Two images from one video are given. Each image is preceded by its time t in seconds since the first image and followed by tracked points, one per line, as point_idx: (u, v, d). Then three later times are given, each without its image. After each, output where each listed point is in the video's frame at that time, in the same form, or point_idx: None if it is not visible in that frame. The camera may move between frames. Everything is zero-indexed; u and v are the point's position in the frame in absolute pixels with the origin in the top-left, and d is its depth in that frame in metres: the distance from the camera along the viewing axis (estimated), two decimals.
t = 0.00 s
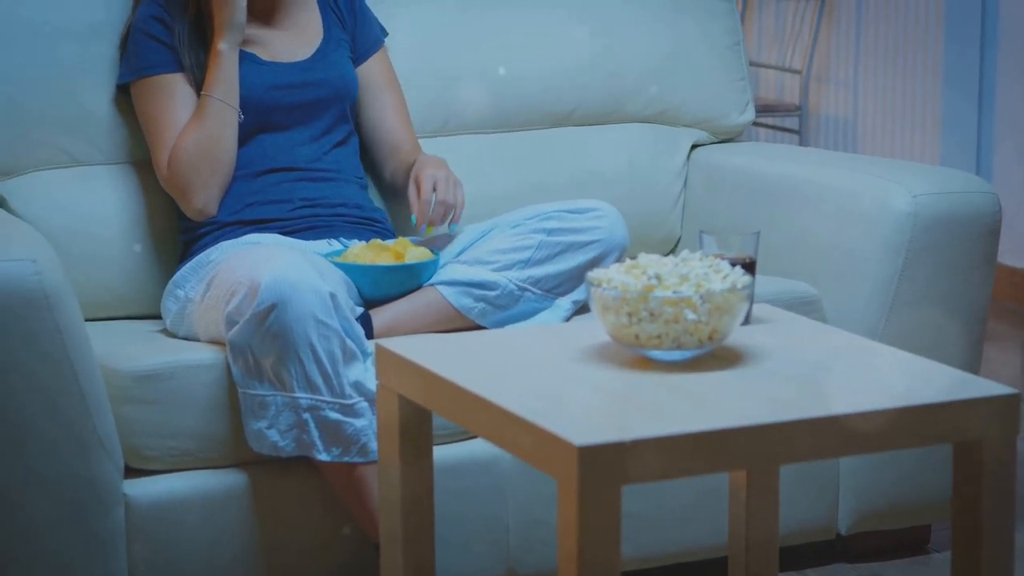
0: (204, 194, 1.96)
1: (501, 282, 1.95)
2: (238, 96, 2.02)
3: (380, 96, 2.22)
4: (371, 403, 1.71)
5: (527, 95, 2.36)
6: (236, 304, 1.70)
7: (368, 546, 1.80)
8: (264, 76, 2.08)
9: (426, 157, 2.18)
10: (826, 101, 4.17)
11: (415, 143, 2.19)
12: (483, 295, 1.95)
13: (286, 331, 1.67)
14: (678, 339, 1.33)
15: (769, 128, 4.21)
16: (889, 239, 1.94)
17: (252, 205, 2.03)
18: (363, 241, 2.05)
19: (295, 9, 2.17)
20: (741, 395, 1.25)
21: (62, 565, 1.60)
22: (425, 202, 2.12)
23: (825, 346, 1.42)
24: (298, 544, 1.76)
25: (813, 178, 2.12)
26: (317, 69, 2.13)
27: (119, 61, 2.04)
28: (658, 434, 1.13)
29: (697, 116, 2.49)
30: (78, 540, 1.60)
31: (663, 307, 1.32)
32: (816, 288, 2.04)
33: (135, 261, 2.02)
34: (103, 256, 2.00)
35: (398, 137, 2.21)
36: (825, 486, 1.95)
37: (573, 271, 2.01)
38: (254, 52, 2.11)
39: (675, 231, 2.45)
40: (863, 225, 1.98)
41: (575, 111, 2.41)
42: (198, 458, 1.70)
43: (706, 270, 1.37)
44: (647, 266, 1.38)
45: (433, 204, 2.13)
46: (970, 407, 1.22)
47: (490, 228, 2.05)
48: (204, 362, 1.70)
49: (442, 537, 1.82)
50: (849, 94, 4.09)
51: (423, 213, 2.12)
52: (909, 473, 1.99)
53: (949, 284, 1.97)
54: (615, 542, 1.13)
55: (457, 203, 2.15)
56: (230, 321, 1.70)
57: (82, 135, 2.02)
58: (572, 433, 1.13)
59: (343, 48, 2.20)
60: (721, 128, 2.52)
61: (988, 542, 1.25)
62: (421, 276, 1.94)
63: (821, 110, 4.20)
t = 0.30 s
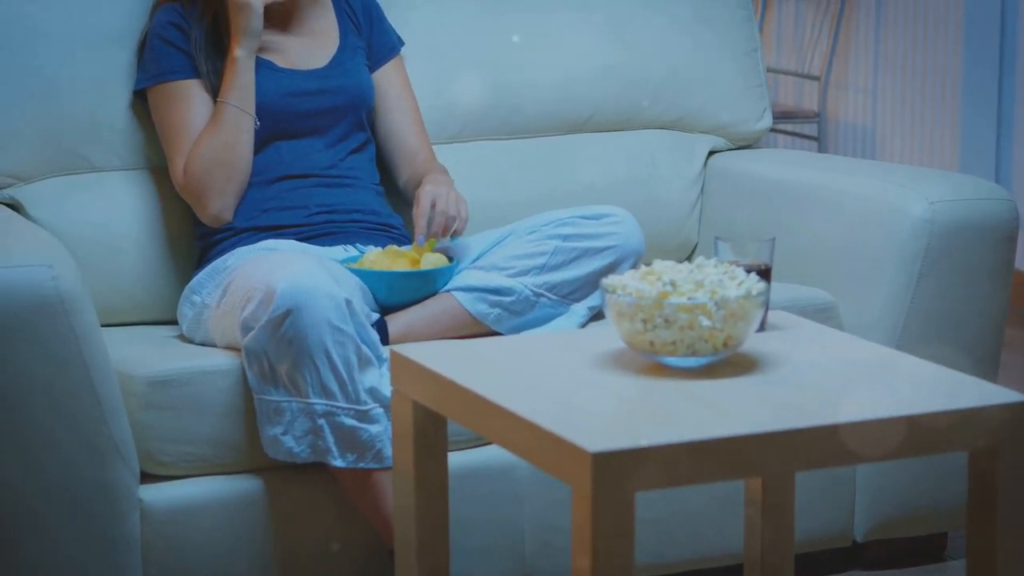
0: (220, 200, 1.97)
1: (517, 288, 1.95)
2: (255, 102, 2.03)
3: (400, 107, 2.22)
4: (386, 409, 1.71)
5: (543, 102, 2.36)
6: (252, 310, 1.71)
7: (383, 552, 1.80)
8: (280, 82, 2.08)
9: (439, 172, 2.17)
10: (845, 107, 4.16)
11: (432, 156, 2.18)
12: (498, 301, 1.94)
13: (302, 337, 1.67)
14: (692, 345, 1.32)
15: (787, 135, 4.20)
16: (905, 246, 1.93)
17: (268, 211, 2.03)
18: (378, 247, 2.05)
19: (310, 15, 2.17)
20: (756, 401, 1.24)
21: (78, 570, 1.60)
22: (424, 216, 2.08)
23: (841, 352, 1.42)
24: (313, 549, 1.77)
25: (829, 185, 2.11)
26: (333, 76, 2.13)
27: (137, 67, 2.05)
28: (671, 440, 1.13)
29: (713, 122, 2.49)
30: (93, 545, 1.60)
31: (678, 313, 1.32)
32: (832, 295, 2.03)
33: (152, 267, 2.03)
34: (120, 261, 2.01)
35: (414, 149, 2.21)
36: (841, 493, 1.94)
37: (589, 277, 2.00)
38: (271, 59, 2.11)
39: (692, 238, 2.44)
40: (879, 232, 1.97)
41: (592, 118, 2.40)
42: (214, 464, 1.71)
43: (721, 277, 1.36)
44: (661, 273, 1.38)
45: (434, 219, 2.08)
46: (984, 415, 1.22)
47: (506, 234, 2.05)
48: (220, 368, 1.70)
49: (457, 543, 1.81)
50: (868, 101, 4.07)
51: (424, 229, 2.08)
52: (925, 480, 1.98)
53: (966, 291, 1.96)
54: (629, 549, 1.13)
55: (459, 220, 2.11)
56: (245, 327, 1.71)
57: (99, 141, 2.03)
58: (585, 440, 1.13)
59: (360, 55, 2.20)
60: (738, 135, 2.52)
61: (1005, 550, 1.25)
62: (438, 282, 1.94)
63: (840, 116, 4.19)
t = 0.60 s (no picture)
0: (236, 205, 1.98)
1: (532, 294, 1.95)
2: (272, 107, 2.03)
3: (415, 114, 2.23)
4: (401, 414, 1.71)
5: (559, 108, 2.36)
6: (267, 315, 1.71)
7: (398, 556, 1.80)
8: (297, 88, 2.09)
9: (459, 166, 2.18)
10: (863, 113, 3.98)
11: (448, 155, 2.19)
12: (514, 306, 1.94)
13: (317, 342, 1.67)
14: (707, 352, 1.32)
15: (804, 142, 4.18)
16: (920, 253, 1.92)
17: (285, 216, 2.04)
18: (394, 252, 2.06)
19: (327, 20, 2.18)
20: (770, 408, 1.24)
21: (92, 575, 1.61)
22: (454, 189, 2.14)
23: (855, 359, 1.41)
24: (328, 553, 1.77)
25: (845, 192, 2.10)
26: (350, 82, 2.14)
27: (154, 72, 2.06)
28: (684, 446, 1.13)
29: (729, 129, 2.49)
30: (108, 550, 1.61)
31: (692, 319, 1.32)
32: (848, 301, 2.03)
33: (168, 272, 2.04)
34: (137, 266, 2.01)
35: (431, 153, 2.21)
36: (857, 499, 1.94)
37: (604, 283, 2.00)
38: (288, 64, 2.12)
39: (708, 244, 2.44)
40: (894, 239, 1.97)
41: (608, 124, 2.40)
42: (229, 468, 1.71)
43: (736, 283, 1.36)
44: (676, 279, 1.37)
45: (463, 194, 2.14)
46: (999, 422, 1.22)
47: (521, 239, 2.05)
48: (235, 373, 1.70)
49: (472, 548, 1.81)
50: (885, 104, 3.90)
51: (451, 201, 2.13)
52: (940, 487, 1.97)
53: (981, 298, 1.95)
54: (641, 555, 1.12)
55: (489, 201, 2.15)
56: (261, 332, 1.71)
57: (116, 146, 2.04)
58: (598, 446, 1.12)
59: (377, 61, 2.21)
60: (754, 141, 2.52)
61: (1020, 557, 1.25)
62: (453, 288, 1.95)
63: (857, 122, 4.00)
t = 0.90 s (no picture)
0: (254, 211, 1.98)
1: (548, 300, 1.95)
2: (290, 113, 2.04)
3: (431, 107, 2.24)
4: (417, 420, 1.71)
5: (576, 115, 2.36)
6: (283, 320, 1.71)
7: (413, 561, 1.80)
8: (314, 93, 2.10)
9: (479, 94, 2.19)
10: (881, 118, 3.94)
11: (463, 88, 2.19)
12: (530, 312, 1.94)
13: (333, 348, 1.67)
14: (722, 358, 1.32)
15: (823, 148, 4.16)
16: (937, 260, 1.92)
17: (302, 222, 2.04)
18: (411, 258, 2.06)
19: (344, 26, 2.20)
20: (786, 415, 1.23)
21: None
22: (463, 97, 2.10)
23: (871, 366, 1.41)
24: (343, 558, 1.77)
25: (862, 198, 2.09)
26: (367, 89, 2.14)
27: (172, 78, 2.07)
28: (699, 452, 1.12)
29: (747, 135, 2.48)
30: (124, 554, 1.62)
31: (707, 326, 1.31)
32: (865, 308, 2.02)
33: (185, 277, 2.04)
34: (155, 271, 2.02)
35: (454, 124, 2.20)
36: (873, 506, 1.93)
37: (620, 289, 2.00)
38: (306, 70, 2.13)
39: (725, 250, 2.44)
40: (911, 246, 1.96)
41: (625, 130, 2.40)
42: (245, 474, 1.72)
43: (751, 289, 1.36)
44: (691, 285, 1.37)
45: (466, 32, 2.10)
46: (1015, 429, 1.21)
47: (537, 246, 2.05)
48: (252, 378, 1.71)
49: (488, 554, 1.81)
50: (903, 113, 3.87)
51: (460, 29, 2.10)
52: (957, 494, 1.97)
53: (999, 305, 1.95)
54: (655, 561, 1.12)
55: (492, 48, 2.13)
56: (277, 337, 1.71)
57: (134, 152, 2.05)
58: (612, 452, 1.12)
59: (393, 67, 2.22)
60: (772, 147, 2.51)
61: None
62: (469, 293, 1.94)
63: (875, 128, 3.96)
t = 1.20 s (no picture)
0: (271, 216, 1.98)
1: (564, 306, 1.95)
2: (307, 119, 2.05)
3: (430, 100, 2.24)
4: (432, 426, 1.71)
5: (592, 121, 2.36)
6: (298, 326, 1.72)
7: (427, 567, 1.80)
8: (329, 99, 2.10)
9: (453, 53, 2.18)
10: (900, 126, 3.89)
11: (440, 48, 2.20)
12: (546, 319, 1.94)
13: (348, 354, 1.68)
14: (737, 364, 1.31)
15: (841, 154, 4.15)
16: (954, 267, 1.91)
17: (318, 227, 2.05)
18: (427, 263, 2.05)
19: (359, 30, 2.20)
20: (801, 422, 1.23)
21: None
22: None
23: (887, 372, 1.40)
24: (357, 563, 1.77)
25: (878, 204, 2.09)
26: (382, 96, 2.15)
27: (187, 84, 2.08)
28: (713, 459, 1.12)
29: (763, 141, 2.48)
30: (139, 559, 1.62)
31: (722, 332, 1.31)
32: (881, 314, 2.01)
33: (201, 282, 2.05)
34: (171, 277, 2.03)
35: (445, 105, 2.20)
36: (890, 513, 1.92)
37: (636, 295, 2.00)
38: (322, 77, 2.14)
39: (741, 256, 2.43)
40: (928, 253, 1.95)
41: (641, 136, 2.40)
42: (260, 479, 1.72)
43: (766, 295, 1.35)
44: (706, 290, 1.37)
45: None
46: None
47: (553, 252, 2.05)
48: (267, 384, 1.71)
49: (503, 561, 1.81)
50: (922, 119, 3.82)
51: None
52: (973, 501, 1.96)
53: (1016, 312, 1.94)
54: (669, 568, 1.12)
55: None
56: (292, 343, 1.72)
57: (151, 158, 2.06)
58: (626, 458, 1.12)
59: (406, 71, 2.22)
60: (788, 153, 2.50)
61: None
62: (485, 299, 1.94)
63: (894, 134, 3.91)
